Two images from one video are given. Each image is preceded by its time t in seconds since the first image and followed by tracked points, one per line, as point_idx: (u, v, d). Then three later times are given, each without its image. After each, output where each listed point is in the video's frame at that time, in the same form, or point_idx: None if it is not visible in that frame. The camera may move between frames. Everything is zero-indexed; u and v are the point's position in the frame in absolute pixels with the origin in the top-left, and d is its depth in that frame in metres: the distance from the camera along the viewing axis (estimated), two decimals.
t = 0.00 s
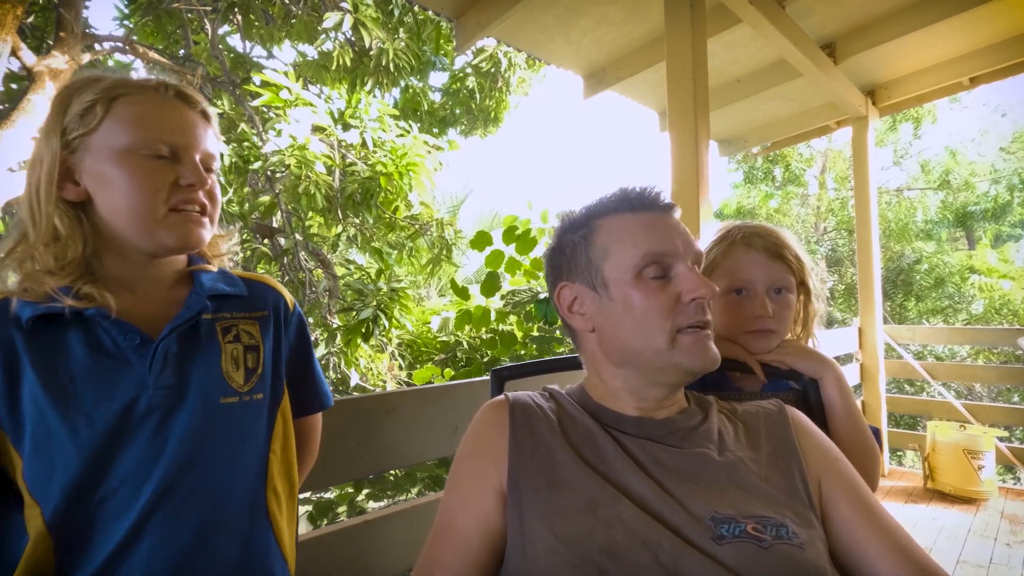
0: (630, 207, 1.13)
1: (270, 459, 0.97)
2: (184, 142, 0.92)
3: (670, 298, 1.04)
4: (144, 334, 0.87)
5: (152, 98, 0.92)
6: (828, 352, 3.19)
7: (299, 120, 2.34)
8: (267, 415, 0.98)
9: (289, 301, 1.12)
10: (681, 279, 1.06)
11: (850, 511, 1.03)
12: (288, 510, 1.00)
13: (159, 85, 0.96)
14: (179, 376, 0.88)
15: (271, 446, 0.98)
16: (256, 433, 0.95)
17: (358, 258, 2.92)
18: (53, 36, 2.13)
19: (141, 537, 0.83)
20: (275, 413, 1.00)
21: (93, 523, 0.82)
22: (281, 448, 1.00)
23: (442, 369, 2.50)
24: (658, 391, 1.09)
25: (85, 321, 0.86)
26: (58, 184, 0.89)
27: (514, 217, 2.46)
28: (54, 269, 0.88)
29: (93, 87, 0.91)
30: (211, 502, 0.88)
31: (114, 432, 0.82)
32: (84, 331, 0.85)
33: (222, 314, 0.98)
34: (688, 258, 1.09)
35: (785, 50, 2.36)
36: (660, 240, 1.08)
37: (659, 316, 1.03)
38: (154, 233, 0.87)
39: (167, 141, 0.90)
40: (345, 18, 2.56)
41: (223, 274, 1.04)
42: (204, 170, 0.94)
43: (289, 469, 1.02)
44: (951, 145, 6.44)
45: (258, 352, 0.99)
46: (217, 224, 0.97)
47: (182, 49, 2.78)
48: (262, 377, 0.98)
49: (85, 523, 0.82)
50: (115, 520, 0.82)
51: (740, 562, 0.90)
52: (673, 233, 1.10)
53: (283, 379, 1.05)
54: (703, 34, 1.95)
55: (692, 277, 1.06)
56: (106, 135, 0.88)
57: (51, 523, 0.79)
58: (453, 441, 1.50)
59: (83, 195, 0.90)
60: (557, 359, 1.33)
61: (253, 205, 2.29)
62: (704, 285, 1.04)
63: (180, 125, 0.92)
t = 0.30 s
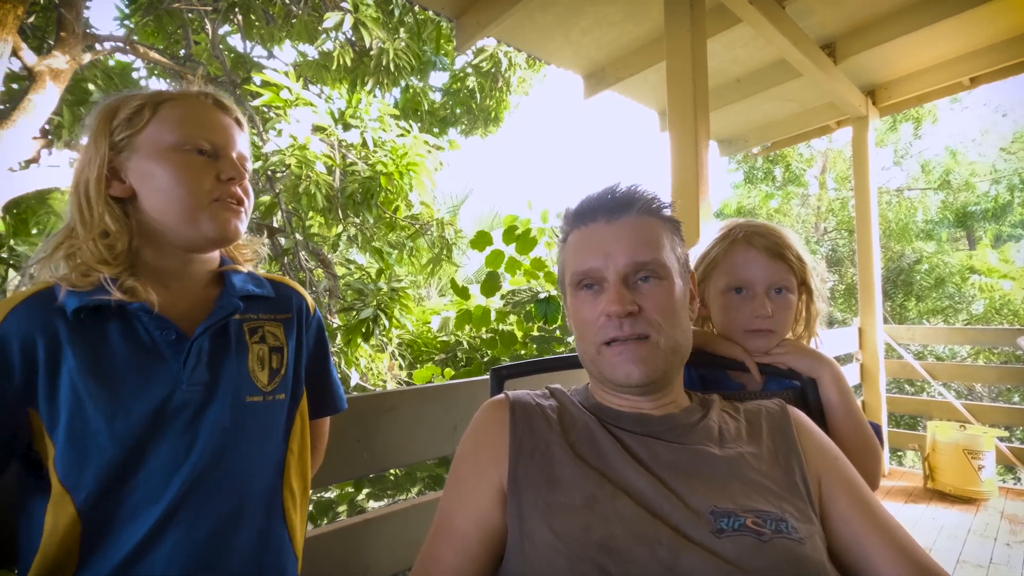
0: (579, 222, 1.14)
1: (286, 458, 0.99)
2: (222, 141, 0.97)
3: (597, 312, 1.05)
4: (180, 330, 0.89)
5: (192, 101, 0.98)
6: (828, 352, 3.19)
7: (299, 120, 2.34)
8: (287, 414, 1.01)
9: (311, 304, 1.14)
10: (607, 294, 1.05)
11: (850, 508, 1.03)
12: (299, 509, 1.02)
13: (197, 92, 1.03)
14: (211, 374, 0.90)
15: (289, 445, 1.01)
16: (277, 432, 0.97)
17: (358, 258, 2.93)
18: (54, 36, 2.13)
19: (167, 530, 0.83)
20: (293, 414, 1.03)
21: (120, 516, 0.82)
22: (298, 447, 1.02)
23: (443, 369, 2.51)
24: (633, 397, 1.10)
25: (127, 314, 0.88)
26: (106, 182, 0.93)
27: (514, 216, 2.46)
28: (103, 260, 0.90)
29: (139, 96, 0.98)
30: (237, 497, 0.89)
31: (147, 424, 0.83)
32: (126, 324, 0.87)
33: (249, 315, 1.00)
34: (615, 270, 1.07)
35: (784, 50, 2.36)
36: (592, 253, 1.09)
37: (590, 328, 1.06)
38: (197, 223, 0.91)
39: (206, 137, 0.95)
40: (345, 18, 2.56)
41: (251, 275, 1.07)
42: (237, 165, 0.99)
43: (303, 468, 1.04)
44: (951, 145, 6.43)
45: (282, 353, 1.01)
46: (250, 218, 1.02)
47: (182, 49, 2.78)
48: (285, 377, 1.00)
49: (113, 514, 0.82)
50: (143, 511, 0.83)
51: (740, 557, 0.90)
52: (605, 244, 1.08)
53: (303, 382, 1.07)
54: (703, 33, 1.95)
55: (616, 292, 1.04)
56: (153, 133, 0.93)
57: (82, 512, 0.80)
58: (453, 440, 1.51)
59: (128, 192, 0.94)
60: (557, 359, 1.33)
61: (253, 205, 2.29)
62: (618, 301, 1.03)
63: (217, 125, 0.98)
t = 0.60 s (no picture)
0: (569, 224, 1.15)
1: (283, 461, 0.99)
2: (203, 142, 0.95)
3: (594, 311, 1.05)
4: (160, 335, 0.88)
5: (172, 100, 0.96)
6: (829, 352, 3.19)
7: (299, 120, 2.34)
8: (281, 414, 1.00)
9: (296, 305, 1.14)
10: (604, 292, 1.05)
11: (850, 510, 1.03)
12: (299, 508, 1.03)
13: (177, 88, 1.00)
14: (193, 377, 0.90)
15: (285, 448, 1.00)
16: (272, 433, 0.97)
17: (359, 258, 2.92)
18: (55, 36, 2.13)
19: (167, 533, 0.84)
20: (288, 414, 1.02)
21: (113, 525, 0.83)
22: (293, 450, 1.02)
23: (443, 369, 2.51)
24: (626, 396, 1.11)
25: (102, 321, 0.87)
26: (78, 179, 0.90)
27: (515, 217, 2.46)
28: (75, 265, 0.88)
29: (117, 89, 0.94)
30: (232, 500, 0.90)
31: (132, 431, 0.83)
32: (102, 331, 0.86)
33: (234, 317, 1.00)
34: (610, 268, 1.07)
35: (785, 50, 2.36)
36: (586, 253, 1.09)
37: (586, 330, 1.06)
38: (172, 227, 0.90)
39: (187, 139, 0.93)
40: (346, 19, 2.56)
41: (233, 276, 1.06)
42: (218, 168, 0.97)
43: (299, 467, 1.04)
44: (952, 146, 6.43)
45: (269, 355, 1.01)
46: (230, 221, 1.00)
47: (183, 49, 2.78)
48: (273, 379, 1.01)
49: (108, 523, 0.82)
50: (139, 517, 0.84)
51: (740, 558, 0.90)
52: (597, 243, 1.08)
53: (293, 382, 1.07)
54: (703, 33, 1.95)
55: (611, 289, 1.05)
56: (130, 132, 0.90)
57: (70, 524, 0.80)
58: (453, 440, 1.51)
59: (101, 190, 0.91)
60: (557, 360, 1.33)
61: (254, 205, 2.29)
62: (616, 297, 1.03)
63: (199, 125, 0.96)
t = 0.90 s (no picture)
0: (566, 228, 1.15)
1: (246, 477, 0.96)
2: (165, 128, 0.90)
3: (593, 314, 1.05)
4: (100, 349, 0.84)
5: (129, 82, 0.91)
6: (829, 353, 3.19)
7: (300, 121, 2.35)
8: (246, 429, 0.98)
9: (269, 305, 1.10)
10: (602, 294, 1.05)
11: (853, 511, 1.03)
12: (267, 525, 1.00)
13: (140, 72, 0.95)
14: (138, 394, 0.86)
15: (248, 465, 0.97)
16: (231, 450, 0.95)
17: (360, 258, 2.92)
18: (56, 36, 2.13)
19: (108, 558, 0.83)
20: (255, 428, 1.00)
21: (52, 550, 0.82)
22: (260, 465, 0.99)
23: (444, 370, 2.51)
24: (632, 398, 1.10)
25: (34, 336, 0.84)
26: (22, 170, 0.85)
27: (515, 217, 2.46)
28: (12, 266, 0.84)
29: (65, 69, 0.89)
30: (182, 523, 0.87)
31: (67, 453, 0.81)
32: (35, 345, 0.83)
33: (192, 325, 0.95)
34: (608, 268, 1.07)
35: (785, 51, 2.35)
36: (582, 253, 1.09)
37: (587, 333, 1.06)
38: (133, 220, 0.84)
39: (147, 124, 0.88)
40: (347, 19, 2.56)
41: (196, 276, 1.00)
42: (182, 155, 0.92)
43: (268, 481, 1.02)
44: (952, 146, 6.42)
45: (229, 366, 0.97)
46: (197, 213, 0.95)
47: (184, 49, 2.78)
48: (234, 394, 0.97)
49: (46, 545, 0.82)
50: (79, 541, 0.82)
51: (741, 560, 0.90)
52: (594, 243, 1.08)
53: (262, 393, 1.03)
54: (704, 33, 1.95)
55: (610, 290, 1.04)
56: (81, 115, 0.85)
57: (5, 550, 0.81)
58: (453, 440, 1.51)
59: (48, 180, 0.85)
60: (559, 360, 1.33)
61: (255, 205, 2.29)
62: (615, 298, 1.03)
63: (161, 110, 0.91)
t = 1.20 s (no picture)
0: (577, 221, 1.14)
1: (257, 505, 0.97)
2: (193, 121, 0.90)
3: (604, 312, 1.05)
4: (116, 371, 0.84)
5: (156, 71, 0.89)
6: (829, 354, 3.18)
7: (301, 121, 2.35)
8: (262, 456, 0.98)
9: (298, 325, 1.09)
10: (617, 291, 1.05)
11: (853, 511, 1.02)
12: (275, 548, 1.00)
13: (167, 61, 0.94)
14: (158, 421, 0.86)
15: (261, 492, 0.97)
16: (246, 475, 0.95)
17: (360, 258, 2.92)
18: (57, 36, 2.14)
19: None
20: (273, 454, 1.00)
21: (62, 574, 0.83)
22: (274, 494, 1.00)
23: (444, 370, 2.51)
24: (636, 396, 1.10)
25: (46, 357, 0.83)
26: (39, 167, 0.83)
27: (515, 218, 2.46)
28: (25, 275, 0.82)
29: (85, 55, 0.88)
30: (191, 556, 0.87)
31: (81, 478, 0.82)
32: (46, 367, 0.83)
33: (217, 346, 0.94)
34: (623, 266, 1.07)
35: (785, 51, 2.35)
36: (596, 250, 1.08)
37: (597, 328, 1.05)
38: (164, 223, 0.83)
39: (177, 120, 0.87)
40: (347, 19, 2.57)
41: (225, 285, 0.99)
42: (212, 151, 0.91)
43: (279, 509, 1.02)
44: (953, 146, 6.42)
45: (252, 395, 0.97)
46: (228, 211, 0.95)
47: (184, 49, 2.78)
48: (254, 422, 0.97)
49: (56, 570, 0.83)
50: (94, 565, 0.83)
51: (741, 561, 0.90)
52: (609, 240, 1.09)
53: (282, 416, 1.03)
54: (704, 33, 1.95)
55: (625, 287, 1.05)
56: (108, 109, 0.83)
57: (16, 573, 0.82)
58: (454, 441, 1.50)
59: (67, 179, 0.83)
60: (560, 360, 1.33)
61: (255, 205, 2.29)
62: (632, 295, 1.03)
63: (192, 103, 0.90)
